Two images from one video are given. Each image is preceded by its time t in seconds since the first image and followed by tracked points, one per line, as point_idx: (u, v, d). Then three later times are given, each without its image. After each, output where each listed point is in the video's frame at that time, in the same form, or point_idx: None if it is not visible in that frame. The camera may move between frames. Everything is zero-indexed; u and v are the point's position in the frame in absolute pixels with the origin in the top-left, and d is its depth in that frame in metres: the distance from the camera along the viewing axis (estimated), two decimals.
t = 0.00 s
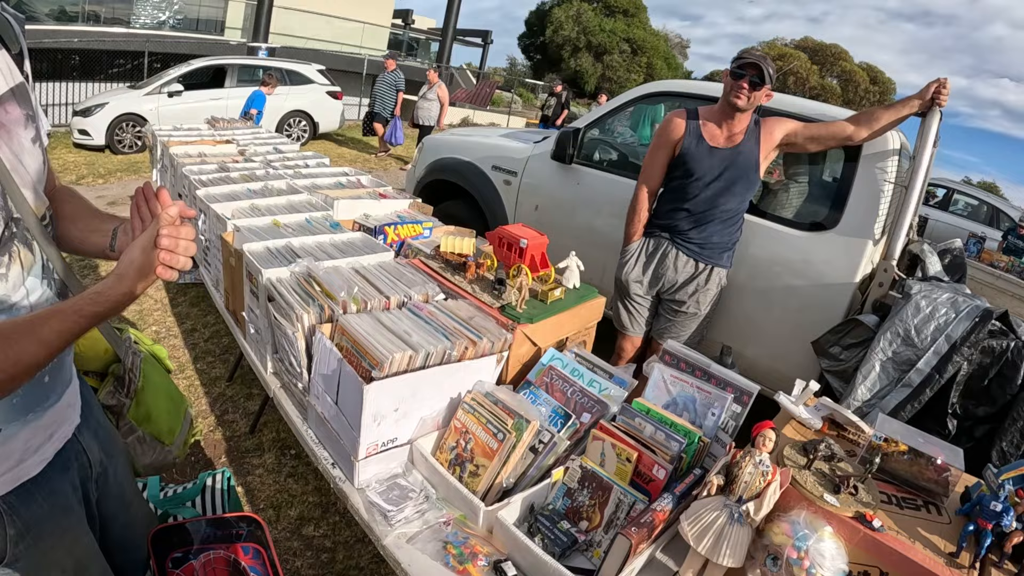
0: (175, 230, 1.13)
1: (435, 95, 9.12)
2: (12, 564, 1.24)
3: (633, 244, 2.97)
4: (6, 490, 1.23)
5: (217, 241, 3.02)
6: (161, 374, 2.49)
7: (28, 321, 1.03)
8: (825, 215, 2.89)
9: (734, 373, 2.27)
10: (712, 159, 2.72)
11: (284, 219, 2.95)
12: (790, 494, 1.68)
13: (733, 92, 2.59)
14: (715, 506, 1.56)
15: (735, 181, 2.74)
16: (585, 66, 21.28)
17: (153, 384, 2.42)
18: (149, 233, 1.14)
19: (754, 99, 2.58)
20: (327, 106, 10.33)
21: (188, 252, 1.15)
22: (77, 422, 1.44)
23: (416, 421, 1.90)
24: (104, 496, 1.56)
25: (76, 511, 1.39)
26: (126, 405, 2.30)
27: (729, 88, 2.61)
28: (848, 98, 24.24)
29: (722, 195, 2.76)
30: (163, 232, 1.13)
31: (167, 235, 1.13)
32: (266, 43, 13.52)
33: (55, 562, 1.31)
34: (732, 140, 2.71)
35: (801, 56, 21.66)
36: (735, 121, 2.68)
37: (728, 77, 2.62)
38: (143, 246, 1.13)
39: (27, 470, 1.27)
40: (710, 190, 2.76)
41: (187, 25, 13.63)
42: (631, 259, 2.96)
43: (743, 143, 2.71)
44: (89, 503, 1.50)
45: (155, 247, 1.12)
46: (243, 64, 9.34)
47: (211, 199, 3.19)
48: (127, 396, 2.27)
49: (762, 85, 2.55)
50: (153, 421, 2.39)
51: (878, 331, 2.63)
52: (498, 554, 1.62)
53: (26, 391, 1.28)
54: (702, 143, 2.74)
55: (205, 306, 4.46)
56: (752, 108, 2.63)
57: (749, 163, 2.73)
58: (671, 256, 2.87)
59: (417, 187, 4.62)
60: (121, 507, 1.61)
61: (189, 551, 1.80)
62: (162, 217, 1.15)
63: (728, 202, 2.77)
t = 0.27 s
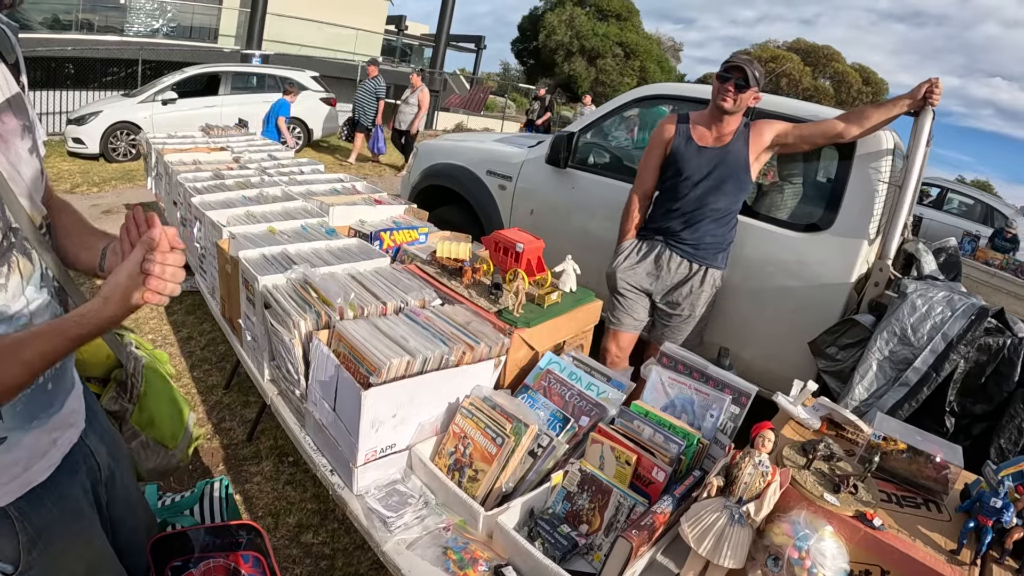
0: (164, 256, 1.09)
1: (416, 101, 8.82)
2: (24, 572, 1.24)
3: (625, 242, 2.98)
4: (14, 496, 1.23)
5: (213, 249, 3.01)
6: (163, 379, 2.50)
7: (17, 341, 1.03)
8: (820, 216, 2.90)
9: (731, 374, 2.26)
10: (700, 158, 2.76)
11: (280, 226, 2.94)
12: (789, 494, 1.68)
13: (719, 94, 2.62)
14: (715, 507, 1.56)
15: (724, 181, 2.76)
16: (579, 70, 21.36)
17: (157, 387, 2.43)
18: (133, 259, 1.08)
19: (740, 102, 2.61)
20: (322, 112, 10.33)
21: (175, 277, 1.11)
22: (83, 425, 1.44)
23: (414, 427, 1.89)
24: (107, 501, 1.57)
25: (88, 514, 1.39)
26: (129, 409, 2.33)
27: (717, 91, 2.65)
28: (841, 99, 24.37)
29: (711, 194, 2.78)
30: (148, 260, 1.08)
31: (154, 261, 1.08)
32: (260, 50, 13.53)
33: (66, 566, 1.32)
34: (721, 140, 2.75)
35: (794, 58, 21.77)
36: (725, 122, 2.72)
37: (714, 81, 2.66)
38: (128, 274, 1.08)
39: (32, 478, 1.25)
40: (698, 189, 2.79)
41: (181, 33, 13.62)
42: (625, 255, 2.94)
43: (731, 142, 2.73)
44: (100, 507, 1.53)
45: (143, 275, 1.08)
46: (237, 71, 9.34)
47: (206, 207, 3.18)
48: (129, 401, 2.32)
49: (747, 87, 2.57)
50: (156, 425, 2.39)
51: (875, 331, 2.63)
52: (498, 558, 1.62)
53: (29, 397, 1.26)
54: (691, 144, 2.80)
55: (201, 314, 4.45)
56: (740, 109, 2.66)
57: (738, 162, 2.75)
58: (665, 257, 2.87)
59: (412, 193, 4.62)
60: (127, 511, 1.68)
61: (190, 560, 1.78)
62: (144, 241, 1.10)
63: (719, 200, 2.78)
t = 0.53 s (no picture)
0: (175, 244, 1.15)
1: (396, 106, 8.63)
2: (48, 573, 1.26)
3: (624, 246, 3.03)
4: (40, 497, 1.26)
5: (214, 257, 3.04)
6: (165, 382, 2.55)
7: (37, 334, 1.04)
8: (814, 215, 2.95)
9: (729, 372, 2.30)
10: (694, 160, 2.82)
11: (280, 233, 2.98)
12: (788, 487, 1.72)
13: (709, 97, 2.69)
14: (716, 501, 1.60)
15: (719, 181, 2.80)
16: (571, 74, 21.47)
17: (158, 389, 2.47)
18: (145, 248, 1.14)
19: (730, 103, 2.67)
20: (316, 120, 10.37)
21: (188, 263, 1.17)
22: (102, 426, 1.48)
23: (419, 428, 1.92)
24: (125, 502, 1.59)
25: (110, 514, 1.42)
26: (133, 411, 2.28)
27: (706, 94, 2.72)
28: (833, 98, 24.61)
29: (706, 195, 2.82)
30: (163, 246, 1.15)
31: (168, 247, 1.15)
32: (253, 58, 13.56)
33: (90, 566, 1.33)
34: (713, 142, 2.80)
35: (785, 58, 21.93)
36: (717, 125, 2.78)
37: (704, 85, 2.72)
38: (142, 261, 1.13)
39: (59, 477, 1.29)
40: (694, 191, 2.84)
41: (173, 41, 13.63)
42: (625, 259, 3.00)
43: (724, 144, 2.78)
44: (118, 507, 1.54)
45: (158, 261, 1.14)
46: (231, 80, 9.36)
47: (206, 216, 3.21)
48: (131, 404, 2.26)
49: (736, 89, 2.63)
50: (159, 426, 2.43)
51: (870, 327, 2.68)
52: (504, 556, 1.65)
53: (53, 396, 1.30)
54: (684, 147, 2.86)
55: (201, 322, 4.47)
56: (731, 110, 2.72)
57: (732, 163, 2.79)
58: (665, 259, 2.91)
59: (408, 199, 4.65)
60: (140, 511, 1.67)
61: (196, 565, 1.80)
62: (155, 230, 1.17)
63: (713, 201, 2.82)
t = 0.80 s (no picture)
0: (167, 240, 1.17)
1: (371, 112, 8.64)
2: None
3: (613, 249, 3.06)
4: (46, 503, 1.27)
5: (206, 268, 3.05)
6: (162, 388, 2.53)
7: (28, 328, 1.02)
8: (803, 214, 2.97)
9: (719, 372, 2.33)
10: (681, 162, 2.85)
11: (271, 243, 2.99)
12: (777, 485, 1.73)
13: (694, 99, 2.72)
14: (706, 500, 1.63)
15: (707, 183, 2.83)
16: (561, 77, 21.55)
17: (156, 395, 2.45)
18: (131, 233, 1.08)
19: (715, 104, 2.70)
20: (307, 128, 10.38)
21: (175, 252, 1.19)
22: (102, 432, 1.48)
23: (411, 435, 1.94)
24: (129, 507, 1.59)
25: (115, 519, 1.43)
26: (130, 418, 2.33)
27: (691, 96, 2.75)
28: (822, 96, 24.77)
29: (694, 196, 2.85)
30: (159, 237, 1.15)
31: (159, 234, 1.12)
32: (243, 67, 13.56)
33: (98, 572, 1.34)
34: (700, 143, 2.83)
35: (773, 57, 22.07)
36: (703, 126, 2.81)
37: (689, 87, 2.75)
38: (126, 247, 1.07)
39: (61, 484, 1.30)
40: (682, 192, 2.87)
41: (163, 52, 13.63)
42: (613, 261, 3.01)
43: (711, 145, 2.81)
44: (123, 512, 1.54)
45: (153, 252, 1.13)
46: (222, 89, 9.37)
47: (197, 227, 3.21)
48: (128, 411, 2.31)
49: (721, 90, 2.67)
50: (157, 432, 2.42)
51: (860, 324, 2.71)
52: (497, 559, 1.66)
53: (53, 403, 1.30)
54: (671, 149, 2.89)
55: (194, 333, 4.46)
56: (716, 112, 2.74)
57: (719, 164, 2.82)
58: (654, 259, 2.93)
59: (399, 206, 4.66)
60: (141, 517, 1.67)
61: None
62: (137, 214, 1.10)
63: (701, 202, 2.85)
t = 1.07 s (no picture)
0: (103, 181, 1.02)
1: (355, 107, 8.36)
2: None
3: (608, 239, 3.03)
4: (40, 507, 1.24)
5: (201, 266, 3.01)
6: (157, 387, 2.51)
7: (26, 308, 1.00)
8: (802, 205, 2.94)
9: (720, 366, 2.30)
10: (678, 155, 2.82)
11: (266, 240, 2.95)
12: (781, 481, 1.71)
13: (691, 91, 2.69)
14: (709, 498, 1.60)
15: (705, 175, 2.80)
16: (558, 70, 21.46)
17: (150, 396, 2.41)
18: (92, 187, 1.00)
19: (713, 97, 2.67)
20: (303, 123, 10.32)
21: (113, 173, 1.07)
22: (95, 433, 1.44)
23: (409, 433, 1.91)
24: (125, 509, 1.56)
25: (110, 521, 1.40)
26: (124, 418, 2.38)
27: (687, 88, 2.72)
28: (819, 87, 24.76)
29: (691, 189, 2.82)
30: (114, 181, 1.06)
31: (118, 184, 1.03)
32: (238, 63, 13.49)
33: None
34: (698, 135, 2.80)
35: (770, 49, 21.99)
36: (701, 118, 2.77)
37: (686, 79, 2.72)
38: (94, 202, 1.00)
39: (56, 487, 1.27)
40: (679, 184, 2.83)
41: (157, 49, 13.55)
42: (609, 251, 2.98)
43: (708, 137, 2.78)
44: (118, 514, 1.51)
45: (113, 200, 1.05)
46: (216, 86, 9.30)
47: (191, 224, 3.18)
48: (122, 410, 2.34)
49: (719, 82, 2.63)
50: (151, 432, 2.39)
51: (861, 317, 2.68)
52: (498, 559, 1.64)
53: (45, 405, 1.26)
54: (668, 141, 2.85)
55: (191, 331, 4.43)
56: (714, 104, 2.71)
57: (717, 156, 2.79)
58: (651, 251, 2.90)
59: (396, 201, 4.63)
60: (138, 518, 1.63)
61: None
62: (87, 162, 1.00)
63: (698, 194, 2.82)
